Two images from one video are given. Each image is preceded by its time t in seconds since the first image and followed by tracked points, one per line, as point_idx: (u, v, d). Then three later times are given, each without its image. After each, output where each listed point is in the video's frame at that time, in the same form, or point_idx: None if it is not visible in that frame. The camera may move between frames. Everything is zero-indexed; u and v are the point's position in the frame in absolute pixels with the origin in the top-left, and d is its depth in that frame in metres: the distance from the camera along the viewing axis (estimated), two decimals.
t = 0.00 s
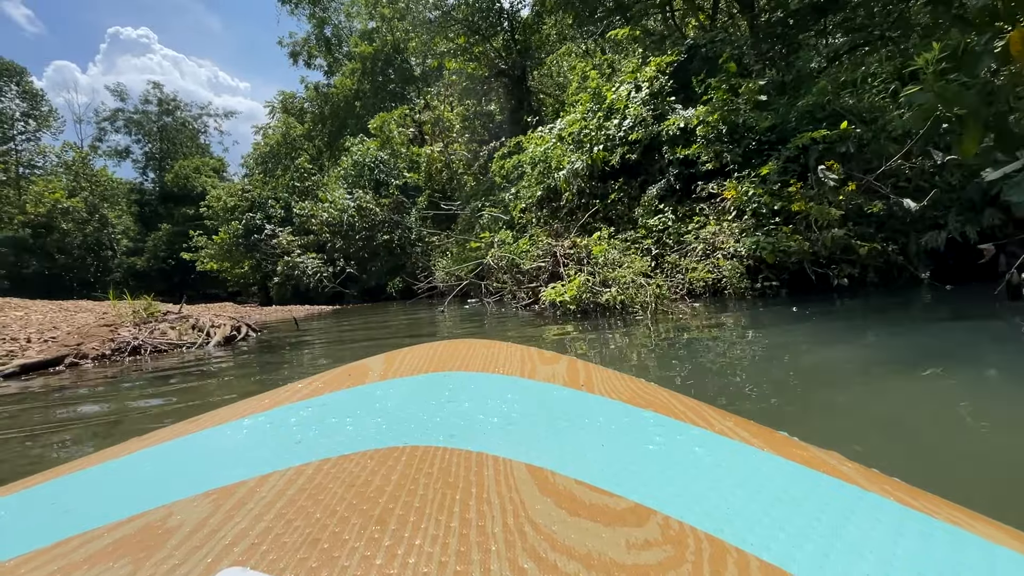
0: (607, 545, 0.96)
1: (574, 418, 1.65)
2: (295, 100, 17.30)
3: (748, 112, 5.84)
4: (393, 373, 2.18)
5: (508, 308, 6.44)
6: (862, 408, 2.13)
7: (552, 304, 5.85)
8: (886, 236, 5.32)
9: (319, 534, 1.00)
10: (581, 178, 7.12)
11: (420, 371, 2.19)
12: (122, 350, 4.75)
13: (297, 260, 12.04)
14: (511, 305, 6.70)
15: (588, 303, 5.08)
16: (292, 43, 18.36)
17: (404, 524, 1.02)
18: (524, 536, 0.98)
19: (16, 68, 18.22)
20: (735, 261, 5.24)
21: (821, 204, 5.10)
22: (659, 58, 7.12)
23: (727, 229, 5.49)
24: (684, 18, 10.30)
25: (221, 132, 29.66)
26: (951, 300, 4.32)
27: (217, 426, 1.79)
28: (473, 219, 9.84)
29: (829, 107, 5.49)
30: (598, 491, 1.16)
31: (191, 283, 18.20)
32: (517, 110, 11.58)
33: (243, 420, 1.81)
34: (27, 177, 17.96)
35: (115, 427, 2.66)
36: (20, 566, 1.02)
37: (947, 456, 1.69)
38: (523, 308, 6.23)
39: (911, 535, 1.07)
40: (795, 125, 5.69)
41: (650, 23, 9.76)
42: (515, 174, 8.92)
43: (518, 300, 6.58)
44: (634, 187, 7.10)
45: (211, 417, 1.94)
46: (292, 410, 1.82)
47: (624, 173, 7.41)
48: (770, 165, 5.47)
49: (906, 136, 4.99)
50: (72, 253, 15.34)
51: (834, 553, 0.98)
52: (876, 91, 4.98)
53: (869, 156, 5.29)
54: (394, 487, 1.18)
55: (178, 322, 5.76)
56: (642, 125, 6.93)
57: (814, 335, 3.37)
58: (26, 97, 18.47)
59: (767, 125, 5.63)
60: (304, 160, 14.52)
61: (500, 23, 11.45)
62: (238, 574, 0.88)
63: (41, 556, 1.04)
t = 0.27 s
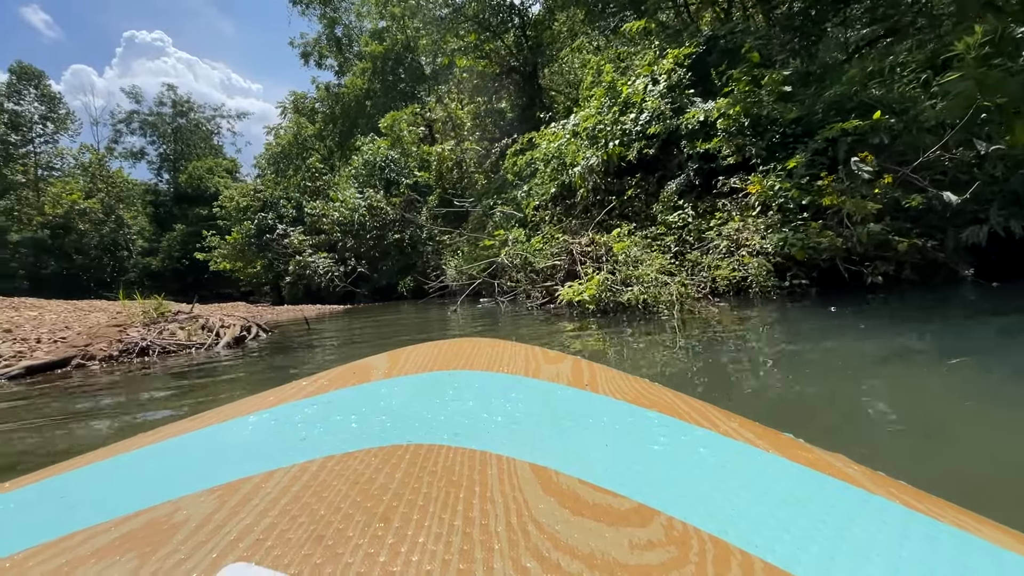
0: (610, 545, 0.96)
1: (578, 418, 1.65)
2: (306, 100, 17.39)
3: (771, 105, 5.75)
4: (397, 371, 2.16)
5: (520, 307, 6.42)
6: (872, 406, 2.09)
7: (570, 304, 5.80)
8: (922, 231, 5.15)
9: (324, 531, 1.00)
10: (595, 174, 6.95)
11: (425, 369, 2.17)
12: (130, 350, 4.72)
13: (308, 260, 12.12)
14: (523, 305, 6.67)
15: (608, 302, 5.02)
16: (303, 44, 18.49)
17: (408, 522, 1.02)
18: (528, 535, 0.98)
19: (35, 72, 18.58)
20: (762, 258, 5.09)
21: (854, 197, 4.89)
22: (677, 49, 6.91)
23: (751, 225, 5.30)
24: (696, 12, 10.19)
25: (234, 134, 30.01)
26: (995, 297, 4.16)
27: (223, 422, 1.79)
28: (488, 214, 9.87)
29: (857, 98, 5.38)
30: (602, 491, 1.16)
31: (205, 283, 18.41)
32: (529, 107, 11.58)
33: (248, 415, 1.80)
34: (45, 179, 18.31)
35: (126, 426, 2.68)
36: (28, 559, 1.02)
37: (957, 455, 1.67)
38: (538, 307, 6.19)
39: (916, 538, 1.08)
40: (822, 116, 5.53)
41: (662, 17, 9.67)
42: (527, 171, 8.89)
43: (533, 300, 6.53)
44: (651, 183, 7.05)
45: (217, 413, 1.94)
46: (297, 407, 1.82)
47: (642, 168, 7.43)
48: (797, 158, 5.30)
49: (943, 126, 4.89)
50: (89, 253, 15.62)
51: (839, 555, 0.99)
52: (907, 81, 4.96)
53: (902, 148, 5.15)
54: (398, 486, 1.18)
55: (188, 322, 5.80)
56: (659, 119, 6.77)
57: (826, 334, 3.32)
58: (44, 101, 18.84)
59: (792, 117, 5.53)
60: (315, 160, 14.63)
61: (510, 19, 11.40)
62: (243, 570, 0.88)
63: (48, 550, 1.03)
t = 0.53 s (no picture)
0: (614, 545, 0.95)
1: (582, 418, 1.63)
2: (318, 100, 17.50)
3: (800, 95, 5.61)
4: (401, 370, 2.13)
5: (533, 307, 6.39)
6: (884, 404, 2.05)
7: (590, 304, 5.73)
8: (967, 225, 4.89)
9: (329, 529, 1.00)
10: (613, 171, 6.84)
11: (429, 369, 2.14)
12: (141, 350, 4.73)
13: (321, 259, 12.20)
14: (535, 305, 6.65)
15: (631, 301, 4.94)
16: (315, 44, 18.61)
17: (413, 521, 1.02)
18: (532, 534, 0.98)
19: (55, 75, 18.96)
20: (793, 255, 4.93)
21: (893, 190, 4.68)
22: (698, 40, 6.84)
23: (780, 221, 5.18)
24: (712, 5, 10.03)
25: (248, 135, 30.38)
26: None
27: (229, 420, 1.79)
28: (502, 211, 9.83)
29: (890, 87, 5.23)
30: (607, 491, 1.15)
31: (221, 282, 18.65)
32: (541, 104, 11.47)
33: (254, 414, 1.80)
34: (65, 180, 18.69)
35: (139, 425, 2.72)
36: (37, 556, 1.02)
37: (973, 454, 1.62)
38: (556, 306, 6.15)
39: (924, 538, 1.05)
40: (854, 106, 5.39)
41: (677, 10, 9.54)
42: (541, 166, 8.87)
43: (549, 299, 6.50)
44: (671, 178, 6.99)
45: (224, 412, 1.94)
46: (301, 405, 1.82)
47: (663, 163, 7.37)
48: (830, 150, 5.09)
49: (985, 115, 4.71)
50: (108, 253, 15.91)
51: (844, 555, 0.97)
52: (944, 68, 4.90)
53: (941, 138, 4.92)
54: (403, 485, 1.18)
55: (200, 322, 5.85)
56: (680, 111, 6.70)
57: (840, 332, 3.26)
58: (64, 103, 19.23)
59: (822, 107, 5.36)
60: (327, 160, 14.75)
61: (523, 15, 11.30)
62: (249, 568, 0.89)
63: (56, 547, 1.04)
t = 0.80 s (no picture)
0: (615, 544, 0.97)
1: (584, 417, 1.66)
2: (332, 100, 17.63)
3: (836, 82, 5.41)
4: (402, 370, 2.14)
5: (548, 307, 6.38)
6: (889, 409, 2.04)
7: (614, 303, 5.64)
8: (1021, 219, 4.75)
9: (329, 528, 1.02)
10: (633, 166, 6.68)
11: (429, 369, 2.15)
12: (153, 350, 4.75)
13: (335, 258, 12.28)
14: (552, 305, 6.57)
15: (659, 301, 4.74)
16: (329, 44, 18.78)
17: (413, 520, 1.04)
18: (533, 534, 1.01)
19: (76, 79, 19.38)
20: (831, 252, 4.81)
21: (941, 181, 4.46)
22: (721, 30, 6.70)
23: (814, 215, 5.02)
24: None
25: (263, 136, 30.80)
26: None
27: (231, 418, 1.80)
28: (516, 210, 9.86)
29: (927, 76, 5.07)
30: (608, 491, 1.17)
31: (237, 282, 18.77)
32: (556, 100, 11.45)
33: (256, 412, 1.81)
34: (87, 182, 19.10)
35: (150, 424, 2.75)
36: (38, 552, 1.03)
37: (975, 458, 1.64)
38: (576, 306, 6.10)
39: (924, 540, 1.08)
40: (892, 95, 5.21)
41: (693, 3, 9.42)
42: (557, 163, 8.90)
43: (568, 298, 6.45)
44: (694, 174, 6.86)
45: (225, 409, 1.95)
46: (303, 404, 1.83)
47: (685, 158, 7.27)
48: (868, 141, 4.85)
49: None
50: (128, 253, 16.24)
51: (845, 556, 0.99)
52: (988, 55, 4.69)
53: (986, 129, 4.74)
54: (404, 484, 1.19)
55: (212, 322, 5.90)
56: (705, 102, 6.59)
57: (853, 335, 3.20)
58: (85, 107, 19.67)
59: (859, 96, 5.19)
60: (341, 159, 14.87)
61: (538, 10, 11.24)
62: (250, 566, 0.90)
63: (59, 544, 1.05)
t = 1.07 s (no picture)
0: (614, 544, 0.97)
1: (583, 418, 1.68)
2: (348, 99, 17.77)
3: (875, 69, 5.20)
4: (401, 370, 2.20)
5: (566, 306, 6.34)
6: (898, 408, 2.00)
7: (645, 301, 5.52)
8: None
9: (327, 528, 1.01)
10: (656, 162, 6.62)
11: (429, 368, 2.20)
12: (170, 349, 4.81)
13: (351, 257, 12.36)
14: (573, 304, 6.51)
15: (694, 299, 4.67)
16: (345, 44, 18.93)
17: (412, 520, 1.04)
18: (531, 534, 1.00)
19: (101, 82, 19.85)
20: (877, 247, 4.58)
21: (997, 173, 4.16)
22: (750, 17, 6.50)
23: (854, 209, 4.84)
24: None
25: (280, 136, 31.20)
26: None
27: (231, 417, 1.81)
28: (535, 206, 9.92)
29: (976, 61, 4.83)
30: (607, 491, 1.18)
31: (255, 281, 19.01)
32: (573, 95, 11.31)
33: (254, 411, 1.82)
34: (110, 183, 19.53)
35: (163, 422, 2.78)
36: (36, 550, 1.03)
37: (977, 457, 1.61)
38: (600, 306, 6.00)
39: (923, 541, 1.08)
40: (938, 81, 5.02)
41: None
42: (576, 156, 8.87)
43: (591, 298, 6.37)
44: (722, 168, 6.69)
45: (223, 408, 1.96)
46: (302, 404, 1.84)
47: (714, 152, 7.12)
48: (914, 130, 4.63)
49: None
50: (149, 252, 16.59)
51: (844, 558, 0.99)
52: None
53: None
54: (403, 484, 1.19)
55: (228, 321, 5.97)
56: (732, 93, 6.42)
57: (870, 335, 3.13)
58: (108, 109, 20.11)
59: (901, 82, 5.01)
60: (357, 159, 14.99)
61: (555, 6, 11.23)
62: (247, 565, 0.89)
63: (57, 542, 1.04)
